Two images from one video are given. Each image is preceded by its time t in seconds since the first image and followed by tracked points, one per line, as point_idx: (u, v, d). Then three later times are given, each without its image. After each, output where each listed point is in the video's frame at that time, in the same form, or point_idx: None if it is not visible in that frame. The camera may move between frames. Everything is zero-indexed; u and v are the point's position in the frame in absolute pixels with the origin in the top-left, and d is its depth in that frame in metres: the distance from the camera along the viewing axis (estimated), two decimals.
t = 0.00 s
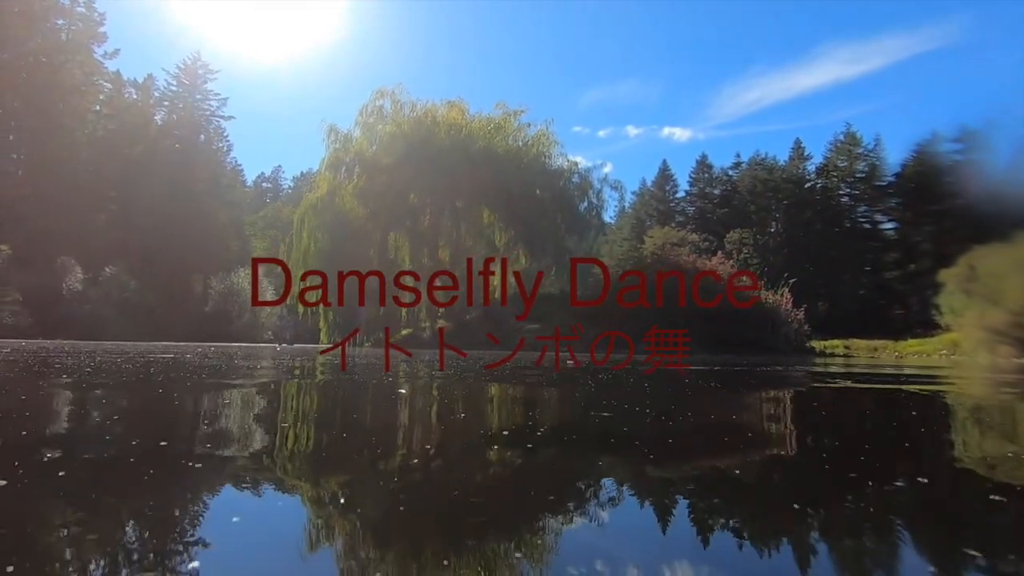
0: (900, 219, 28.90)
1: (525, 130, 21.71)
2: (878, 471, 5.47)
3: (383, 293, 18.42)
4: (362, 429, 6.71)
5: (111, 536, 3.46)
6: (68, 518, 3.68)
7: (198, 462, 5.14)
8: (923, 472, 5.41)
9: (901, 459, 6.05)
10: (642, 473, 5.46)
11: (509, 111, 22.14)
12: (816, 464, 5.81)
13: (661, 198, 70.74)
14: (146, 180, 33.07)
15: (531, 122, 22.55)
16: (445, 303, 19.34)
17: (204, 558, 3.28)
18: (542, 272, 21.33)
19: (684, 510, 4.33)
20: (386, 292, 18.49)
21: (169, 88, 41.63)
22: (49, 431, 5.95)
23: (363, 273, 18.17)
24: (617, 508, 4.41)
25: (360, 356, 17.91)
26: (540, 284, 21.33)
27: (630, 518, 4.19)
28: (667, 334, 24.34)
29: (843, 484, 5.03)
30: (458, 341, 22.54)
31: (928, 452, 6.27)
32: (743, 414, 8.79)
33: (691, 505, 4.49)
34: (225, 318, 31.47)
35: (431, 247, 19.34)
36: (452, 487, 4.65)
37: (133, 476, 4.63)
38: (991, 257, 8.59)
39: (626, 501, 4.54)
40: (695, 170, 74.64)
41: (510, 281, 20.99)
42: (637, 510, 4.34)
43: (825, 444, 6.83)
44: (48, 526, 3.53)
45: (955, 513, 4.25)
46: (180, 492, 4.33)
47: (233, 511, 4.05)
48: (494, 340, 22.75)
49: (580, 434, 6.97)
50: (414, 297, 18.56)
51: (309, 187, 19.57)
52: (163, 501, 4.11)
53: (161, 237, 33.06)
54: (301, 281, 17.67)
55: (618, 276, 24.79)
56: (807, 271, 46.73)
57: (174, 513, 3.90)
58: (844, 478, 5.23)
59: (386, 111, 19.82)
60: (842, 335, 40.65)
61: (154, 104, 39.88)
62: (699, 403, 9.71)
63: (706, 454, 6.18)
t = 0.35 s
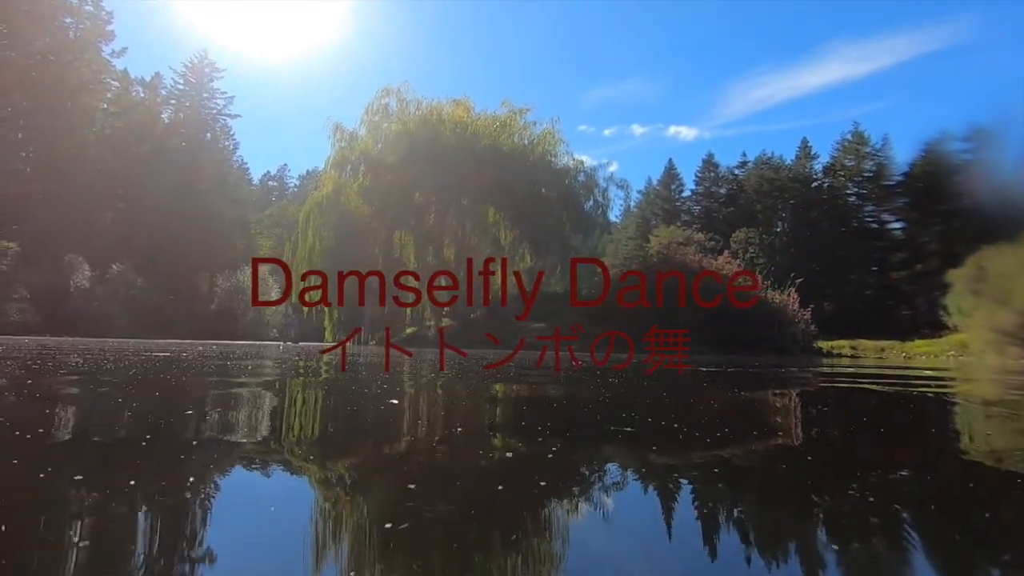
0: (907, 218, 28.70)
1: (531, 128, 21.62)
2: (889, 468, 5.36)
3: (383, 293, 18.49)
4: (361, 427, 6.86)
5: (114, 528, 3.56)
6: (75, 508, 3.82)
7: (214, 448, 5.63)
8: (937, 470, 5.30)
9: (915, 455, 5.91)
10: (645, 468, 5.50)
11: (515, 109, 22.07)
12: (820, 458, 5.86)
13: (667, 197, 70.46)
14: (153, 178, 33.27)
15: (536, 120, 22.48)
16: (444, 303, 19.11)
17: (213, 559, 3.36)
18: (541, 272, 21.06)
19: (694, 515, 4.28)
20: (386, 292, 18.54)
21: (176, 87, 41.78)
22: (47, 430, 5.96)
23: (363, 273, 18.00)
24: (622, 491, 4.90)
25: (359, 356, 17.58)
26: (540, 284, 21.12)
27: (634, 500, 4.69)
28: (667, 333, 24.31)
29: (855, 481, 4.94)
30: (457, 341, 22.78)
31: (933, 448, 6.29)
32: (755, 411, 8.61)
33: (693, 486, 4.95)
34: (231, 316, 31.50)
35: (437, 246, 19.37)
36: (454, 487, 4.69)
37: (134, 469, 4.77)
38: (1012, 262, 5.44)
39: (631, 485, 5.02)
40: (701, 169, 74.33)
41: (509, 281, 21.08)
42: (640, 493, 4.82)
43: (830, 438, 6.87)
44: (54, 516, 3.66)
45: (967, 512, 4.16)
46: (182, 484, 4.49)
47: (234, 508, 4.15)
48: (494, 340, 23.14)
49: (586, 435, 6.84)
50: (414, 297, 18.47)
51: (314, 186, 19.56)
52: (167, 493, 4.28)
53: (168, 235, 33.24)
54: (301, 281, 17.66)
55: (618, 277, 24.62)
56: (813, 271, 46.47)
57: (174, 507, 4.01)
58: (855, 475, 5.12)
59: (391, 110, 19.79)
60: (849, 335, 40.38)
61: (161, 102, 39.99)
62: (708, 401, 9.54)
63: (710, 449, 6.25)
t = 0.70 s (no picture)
0: (916, 216, 28.48)
1: (537, 126, 21.58)
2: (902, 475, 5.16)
3: (383, 293, 18.17)
4: (364, 422, 6.77)
5: (89, 529, 3.45)
6: (51, 507, 3.74)
7: (210, 443, 5.65)
8: (954, 478, 5.09)
9: (928, 458, 5.76)
10: (652, 464, 5.46)
11: (521, 108, 22.04)
12: (830, 458, 5.79)
13: (673, 196, 70.10)
14: (162, 179, 33.56)
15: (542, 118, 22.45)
16: (445, 302, 18.92)
17: (205, 554, 3.27)
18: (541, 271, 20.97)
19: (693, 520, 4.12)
20: (386, 292, 18.28)
21: (184, 88, 42.05)
22: (33, 430, 5.86)
23: (363, 273, 17.76)
24: (629, 486, 4.84)
25: (360, 355, 17.42)
26: (539, 283, 21.09)
27: (640, 496, 4.62)
28: (667, 333, 24.28)
29: (861, 489, 4.76)
30: (459, 341, 22.90)
31: (945, 448, 6.20)
32: (769, 411, 8.43)
33: (701, 484, 4.91)
34: (239, 316, 31.56)
35: (443, 245, 19.35)
36: (451, 482, 4.60)
37: (116, 467, 4.70)
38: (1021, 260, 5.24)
39: (631, 477, 5.03)
40: (707, 167, 74.06)
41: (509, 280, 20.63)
42: (647, 489, 4.77)
43: (840, 437, 6.79)
44: (28, 516, 3.56)
45: (981, 524, 4.00)
46: (170, 482, 4.43)
47: (222, 504, 4.07)
48: (494, 340, 23.07)
49: (598, 432, 6.63)
50: (414, 297, 18.45)
51: (321, 185, 19.56)
52: (153, 490, 4.23)
53: (176, 235, 33.41)
54: (302, 280, 17.68)
55: (617, 276, 24.33)
56: (822, 269, 46.11)
57: (155, 506, 3.91)
58: (864, 482, 4.97)
59: (397, 109, 19.79)
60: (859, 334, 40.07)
61: (168, 104, 40.24)
62: (720, 400, 9.38)
63: (718, 446, 6.19)
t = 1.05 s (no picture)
0: (933, 211, 28.05)
1: (548, 125, 21.51)
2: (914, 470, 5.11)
3: (383, 293, 17.86)
4: (369, 424, 6.82)
5: (97, 524, 3.47)
6: (52, 503, 3.76)
7: (212, 442, 5.68)
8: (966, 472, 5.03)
9: (947, 455, 5.62)
10: (661, 462, 5.39)
11: (531, 107, 21.97)
12: (843, 455, 5.67)
13: (684, 193, 69.53)
14: (175, 181, 34.03)
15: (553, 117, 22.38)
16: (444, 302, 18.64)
17: (205, 549, 3.27)
18: (541, 271, 20.50)
19: (701, 511, 4.10)
20: (386, 292, 18.00)
21: (197, 92, 42.51)
22: (41, 428, 5.92)
23: (363, 273, 17.64)
24: (635, 484, 4.77)
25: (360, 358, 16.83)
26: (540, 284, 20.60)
27: (647, 492, 4.55)
28: (666, 334, 24.08)
29: (870, 482, 4.72)
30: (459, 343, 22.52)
31: (965, 446, 6.04)
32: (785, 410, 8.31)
33: (710, 480, 4.83)
34: (252, 317, 31.78)
35: (454, 244, 19.36)
36: (456, 479, 4.61)
37: (114, 466, 4.69)
38: None
39: (637, 472, 5.04)
40: (719, 164, 73.55)
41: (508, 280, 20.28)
42: (654, 486, 4.69)
43: (854, 434, 6.67)
44: (29, 513, 3.58)
45: (999, 521, 3.87)
46: (170, 480, 4.43)
47: (228, 500, 4.08)
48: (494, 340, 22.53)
49: (609, 431, 6.63)
50: (414, 297, 18.33)
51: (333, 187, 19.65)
52: (156, 487, 4.23)
53: (189, 237, 33.82)
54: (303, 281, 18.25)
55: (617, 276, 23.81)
56: (836, 266, 45.61)
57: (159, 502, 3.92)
58: (880, 479, 4.84)
59: (408, 110, 19.82)
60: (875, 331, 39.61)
61: (182, 107, 40.69)
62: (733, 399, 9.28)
63: (728, 444, 6.10)
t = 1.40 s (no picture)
0: (955, 201, 27.49)
1: (560, 121, 21.41)
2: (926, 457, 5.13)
3: (383, 293, 17.72)
4: (381, 418, 6.90)
5: (117, 514, 3.57)
6: (65, 502, 3.75)
7: (226, 437, 5.79)
8: (978, 458, 5.07)
9: (973, 448, 5.46)
10: (676, 455, 5.26)
11: (542, 103, 21.88)
12: (867, 447, 5.51)
13: (698, 187, 68.80)
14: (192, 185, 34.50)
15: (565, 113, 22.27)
16: (445, 303, 18.72)
17: (214, 546, 3.21)
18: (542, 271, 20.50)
19: (713, 493, 4.17)
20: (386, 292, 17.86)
21: (212, 96, 43.00)
22: (64, 426, 6.02)
23: (363, 273, 17.54)
24: (648, 474, 4.67)
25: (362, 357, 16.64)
26: (540, 284, 20.50)
27: (661, 483, 4.43)
28: (667, 334, 23.63)
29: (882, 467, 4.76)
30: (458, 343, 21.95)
31: (993, 439, 5.85)
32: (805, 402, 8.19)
33: (727, 472, 4.72)
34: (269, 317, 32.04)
35: (467, 242, 19.37)
36: (470, 467, 4.71)
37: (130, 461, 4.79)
38: None
39: (648, 457, 5.12)
40: (733, 158, 72.80)
41: (509, 281, 20.27)
42: (668, 476, 4.59)
43: (878, 426, 6.49)
44: (46, 510, 3.59)
45: None
46: (185, 473, 4.52)
47: (249, 489, 4.22)
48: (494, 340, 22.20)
49: (620, 421, 6.62)
50: (414, 297, 18.30)
51: (346, 187, 19.72)
52: (173, 479, 4.33)
53: (208, 240, 34.38)
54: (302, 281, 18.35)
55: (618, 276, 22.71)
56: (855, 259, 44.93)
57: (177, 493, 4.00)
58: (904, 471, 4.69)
59: (419, 109, 19.83)
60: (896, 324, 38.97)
61: (197, 111, 41.20)
62: (755, 392, 9.11)
63: (748, 437, 5.96)
